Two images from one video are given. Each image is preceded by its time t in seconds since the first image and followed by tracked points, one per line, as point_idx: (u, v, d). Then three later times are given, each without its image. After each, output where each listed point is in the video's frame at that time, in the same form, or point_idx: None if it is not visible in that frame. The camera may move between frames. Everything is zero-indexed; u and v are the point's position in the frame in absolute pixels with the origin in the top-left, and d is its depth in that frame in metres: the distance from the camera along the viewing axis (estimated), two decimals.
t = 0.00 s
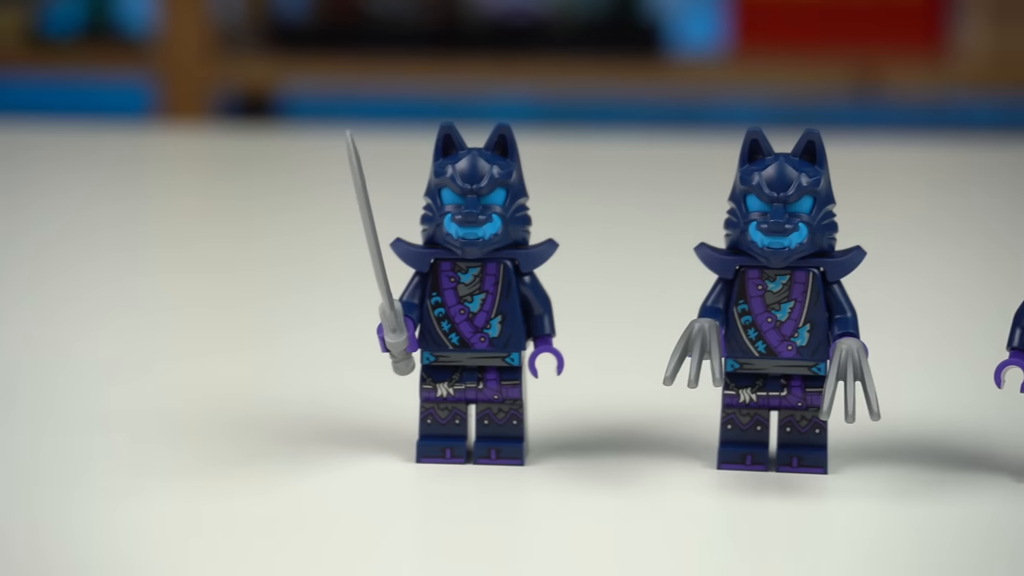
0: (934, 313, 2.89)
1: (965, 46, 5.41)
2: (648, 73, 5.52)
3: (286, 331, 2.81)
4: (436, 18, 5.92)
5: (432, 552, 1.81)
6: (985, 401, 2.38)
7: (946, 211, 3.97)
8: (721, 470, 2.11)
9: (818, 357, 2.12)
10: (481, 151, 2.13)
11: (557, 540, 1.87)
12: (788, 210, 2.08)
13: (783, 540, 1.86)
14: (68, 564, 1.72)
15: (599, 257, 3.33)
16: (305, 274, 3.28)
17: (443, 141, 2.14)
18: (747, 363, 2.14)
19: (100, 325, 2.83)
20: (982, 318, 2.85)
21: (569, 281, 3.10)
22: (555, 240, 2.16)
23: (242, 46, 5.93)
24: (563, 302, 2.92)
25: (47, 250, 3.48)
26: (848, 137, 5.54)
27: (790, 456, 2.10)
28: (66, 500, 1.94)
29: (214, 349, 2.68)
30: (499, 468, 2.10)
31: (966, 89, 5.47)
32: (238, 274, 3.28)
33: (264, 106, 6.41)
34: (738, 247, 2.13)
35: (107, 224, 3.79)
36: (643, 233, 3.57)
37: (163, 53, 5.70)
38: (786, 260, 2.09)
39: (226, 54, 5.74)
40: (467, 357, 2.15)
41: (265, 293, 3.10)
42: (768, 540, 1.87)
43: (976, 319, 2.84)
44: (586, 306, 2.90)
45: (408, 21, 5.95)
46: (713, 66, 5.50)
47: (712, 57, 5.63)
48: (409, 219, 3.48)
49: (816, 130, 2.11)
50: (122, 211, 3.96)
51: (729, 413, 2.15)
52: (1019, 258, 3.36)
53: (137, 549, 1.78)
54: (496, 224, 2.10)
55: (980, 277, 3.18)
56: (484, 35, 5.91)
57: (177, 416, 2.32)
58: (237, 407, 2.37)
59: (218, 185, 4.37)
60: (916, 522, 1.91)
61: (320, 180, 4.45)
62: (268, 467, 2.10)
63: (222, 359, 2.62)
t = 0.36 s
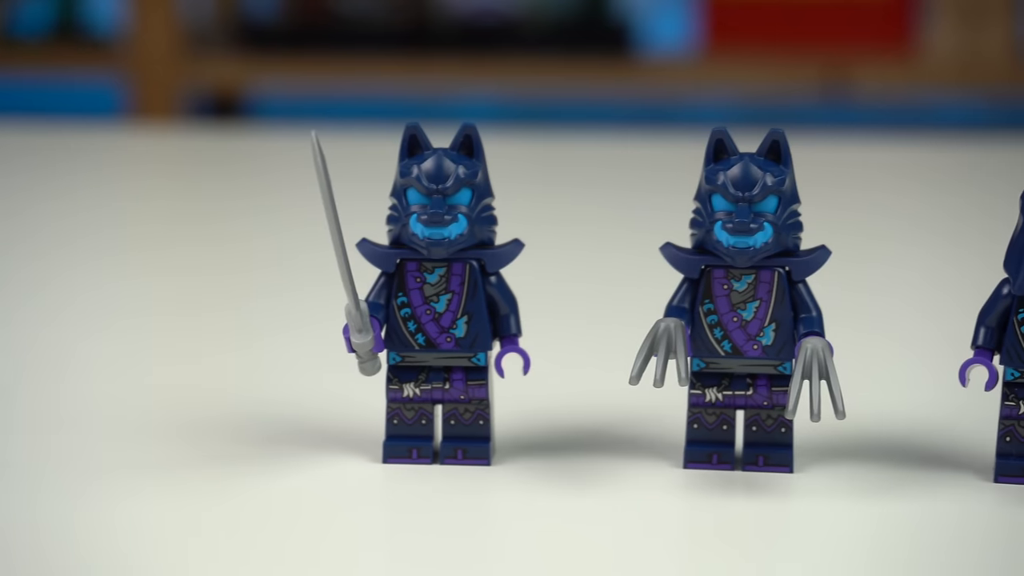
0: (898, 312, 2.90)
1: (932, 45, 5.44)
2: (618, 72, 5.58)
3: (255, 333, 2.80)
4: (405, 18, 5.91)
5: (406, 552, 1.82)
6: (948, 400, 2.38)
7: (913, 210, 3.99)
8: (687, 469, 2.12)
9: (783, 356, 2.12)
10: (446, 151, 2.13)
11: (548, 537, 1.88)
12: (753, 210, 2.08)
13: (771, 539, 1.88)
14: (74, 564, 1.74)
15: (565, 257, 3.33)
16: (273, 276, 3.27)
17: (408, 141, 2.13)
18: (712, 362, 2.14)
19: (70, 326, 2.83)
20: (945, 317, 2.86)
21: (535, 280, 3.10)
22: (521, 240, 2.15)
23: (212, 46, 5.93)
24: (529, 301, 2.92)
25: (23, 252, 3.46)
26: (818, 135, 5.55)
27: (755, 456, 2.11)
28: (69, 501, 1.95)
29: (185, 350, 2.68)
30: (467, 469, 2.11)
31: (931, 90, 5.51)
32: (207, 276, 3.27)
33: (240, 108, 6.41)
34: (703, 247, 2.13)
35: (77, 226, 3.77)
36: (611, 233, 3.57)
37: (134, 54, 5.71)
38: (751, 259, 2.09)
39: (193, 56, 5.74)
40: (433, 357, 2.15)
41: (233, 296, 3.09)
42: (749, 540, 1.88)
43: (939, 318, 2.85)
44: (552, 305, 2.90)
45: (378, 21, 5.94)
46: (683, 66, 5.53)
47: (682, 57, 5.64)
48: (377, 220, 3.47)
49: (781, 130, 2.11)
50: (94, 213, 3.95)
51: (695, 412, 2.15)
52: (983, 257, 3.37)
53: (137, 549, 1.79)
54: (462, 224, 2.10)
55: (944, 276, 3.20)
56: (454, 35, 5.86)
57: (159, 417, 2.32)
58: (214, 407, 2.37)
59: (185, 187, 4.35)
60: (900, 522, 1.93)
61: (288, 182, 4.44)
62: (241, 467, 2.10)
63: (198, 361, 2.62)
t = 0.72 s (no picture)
0: (867, 311, 2.91)
1: (907, 48, 5.47)
2: (594, 72, 5.61)
3: (229, 334, 2.79)
4: (381, 18, 5.91)
5: (378, 552, 1.82)
6: (919, 399, 2.39)
7: (885, 208, 4.00)
8: (659, 469, 2.13)
9: (755, 355, 2.12)
10: (417, 151, 2.13)
11: (524, 539, 1.88)
12: (724, 209, 2.08)
13: (749, 538, 1.88)
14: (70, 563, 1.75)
15: (537, 256, 3.33)
16: (246, 277, 3.26)
17: (379, 141, 2.13)
18: (684, 362, 2.14)
19: (44, 327, 2.82)
20: (915, 315, 2.87)
21: (506, 280, 3.10)
22: (492, 240, 2.15)
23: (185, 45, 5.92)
24: (500, 300, 2.92)
25: (15, 254, 3.45)
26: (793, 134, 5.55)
27: (727, 455, 2.12)
28: (58, 500, 1.95)
29: (160, 351, 2.67)
30: (439, 469, 2.11)
31: (905, 91, 5.53)
32: (180, 277, 3.26)
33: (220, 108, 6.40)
34: (674, 247, 2.13)
35: (50, 227, 3.76)
36: (585, 232, 3.57)
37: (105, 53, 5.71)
38: (723, 259, 2.09)
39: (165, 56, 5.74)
40: (405, 357, 2.15)
41: (206, 297, 3.08)
42: (726, 539, 1.88)
43: (909, 317, 2.86)
44: (523, 305, 2.90)
45: (352, 21, 5.92)
46: (658, 66, 5.55)
47: (657, 57, 5.65)
48: (349, 220, 3.47)
49: (751, 129, 2.11)
50: (71, 215, 3.93)
51: (667, 412, 2.15)
52: (953, 255, 3.39)
53: (137, 548, 1.80)
54: (433, 224, 2.10)
55: (915, 275, 3.20)
56: (429, 35, 5.86)
57: (141, 418, 2.31)
58: (194, 407, 2.36)
59: (157, 189, 4.34)
60: (878, 521, 1.94)
61: (261, 183, 4.43)
62: (217, 468, 2.10)
63: (175, 362, 2.61)
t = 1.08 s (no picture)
0: (839, 310, 2.92)
1: (883, 44, 5.48)
2: (569, 72, 5.63)
3: (202, 335, 2.79)
4: (357, 18, 5.90)
5: (350, 552, 1.82)
6: (891, 398, 2.40)
7: (860, 207, 4.01)
8: (633, 469, 2.13)
9: (728, 354, 2.12)
10: (390, 151, 2.12)
11: (502, 538, 1.88)
12: (697, 209, 2.08)
13: (723, 538, 1.89)
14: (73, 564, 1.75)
15: (511, 256, 3.33)
16: (220, 279, 3.25)
17: (352, 141, 2.13)
18: (657, 361, 2.14)
19: (16, 327, 2.81)
20: (886, 314, 2.87)
21: (479, 280, 3.09)
22: (465, 240, 2.15)
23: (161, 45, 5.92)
24: (474, 301, 2.92)
25: (19, 254, 3.46)
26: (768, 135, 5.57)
27: (700, 455, 2.12)
28: (53, 500, 1.96)
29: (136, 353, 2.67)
30: (413, 469, 2.11)
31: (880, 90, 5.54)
32: (154, 279, 3.25)
33: (201, 108, 6.39)
34: (647, 246, 2.13)
35: (24, 229, 3.74)
36: (560, 233, 3.57)
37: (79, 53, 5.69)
38: (695, 258, 2.09)
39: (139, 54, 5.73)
40: (378, 358, 2.14)
41: (179, 299, 3.07)
42: (700, 539, 1.88)
43: (881, 315, 2.87)
44: (496, 305, 2.90)
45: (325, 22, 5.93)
46: (633, 66, 5.55)
47: (634, 57, 5.66)
48: (324, 220, 3.46)
49: (723, 129, 2.11)
50: (42, 215, 3.92)
51: (640, 411, 2.15)
52: (926, 254, 3.40)
53: (141, 548, 1.81)
54: (406, 224, 2.09)
55: (888, 274, 3.22)
56: (406, 35, 5.86)
57: (119, 419, 2.31)
58: (171, 409, 2.36)
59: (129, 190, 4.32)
60: (853, 520, 1.94)
61: (235, 185, 4.42)
62: (192, 468, 2.10)
63: (145, 362, 2.61)
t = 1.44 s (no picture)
0: (811, 309, 2.93)
1: (858, 44, 5.48)
2: (545, 71, 5.64)
3: (178, 337, 2.78)
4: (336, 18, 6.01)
5: (316, 554, 1.81)
6: (865, 397, 2.40)
7: (834, 207, 4.02)
8: (607, 468, 2.13)
9: (702, 354, 2.13)
10: (363, 151, 2.12)
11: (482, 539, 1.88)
12: (670, 209, 2.08)
13: (697, 538, 1.89)
14: (72, 565, 1.75)
15: (485, 256, 3.33)
16: (194, 280, 3.25)
17: (325, 142, 2.13)
18: (631, 361, 2.14)
19: None
20: (858, 313, 2.88)
21: (452, 280, 3.10)
22: (439, 240, 2.15)
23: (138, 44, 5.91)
24: (447, 301, 2.92)
25: (23, 253, 3.49)
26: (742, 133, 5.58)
27: (674, 454, 2.12)
28: (54, 499, 1.97)
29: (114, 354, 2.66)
30: (387, 470, 2.10)
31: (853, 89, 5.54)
32: (128, 280, 3.24)
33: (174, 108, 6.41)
34: (621, 246, 2.13)
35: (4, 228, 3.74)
36: (534, 233, 3.57)
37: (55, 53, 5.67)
38: (669, 258, 2.10)
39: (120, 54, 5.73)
40: (353, 358, 2.14)
41: (153, 300, 3.06)
42: (672, 540, 1.88)
43: (852, 314, 2.88)
44: (469, 305, 2.90)
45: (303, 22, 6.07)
46: (608, 65, 5.54)
47: (609, 57, 5.66)
48: (296, 221, 3.46)
49: (697, 129, 2.12)
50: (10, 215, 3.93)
51: (614, 411, 2.16)
52: (897, 253, 3.41)
53: (140, 548, 1.81)
54: (380, 225, 2.09)
55: (860, 273, 3.23)
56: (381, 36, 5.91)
57: (98, 420, 2.30)
58: (150, 410, 2.35)
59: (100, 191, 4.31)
60: (834, 520, 1.94)
61: (208, 186, 4.41)
62: (170, 469, 2.10)
63: (115, 362, 2.61)
